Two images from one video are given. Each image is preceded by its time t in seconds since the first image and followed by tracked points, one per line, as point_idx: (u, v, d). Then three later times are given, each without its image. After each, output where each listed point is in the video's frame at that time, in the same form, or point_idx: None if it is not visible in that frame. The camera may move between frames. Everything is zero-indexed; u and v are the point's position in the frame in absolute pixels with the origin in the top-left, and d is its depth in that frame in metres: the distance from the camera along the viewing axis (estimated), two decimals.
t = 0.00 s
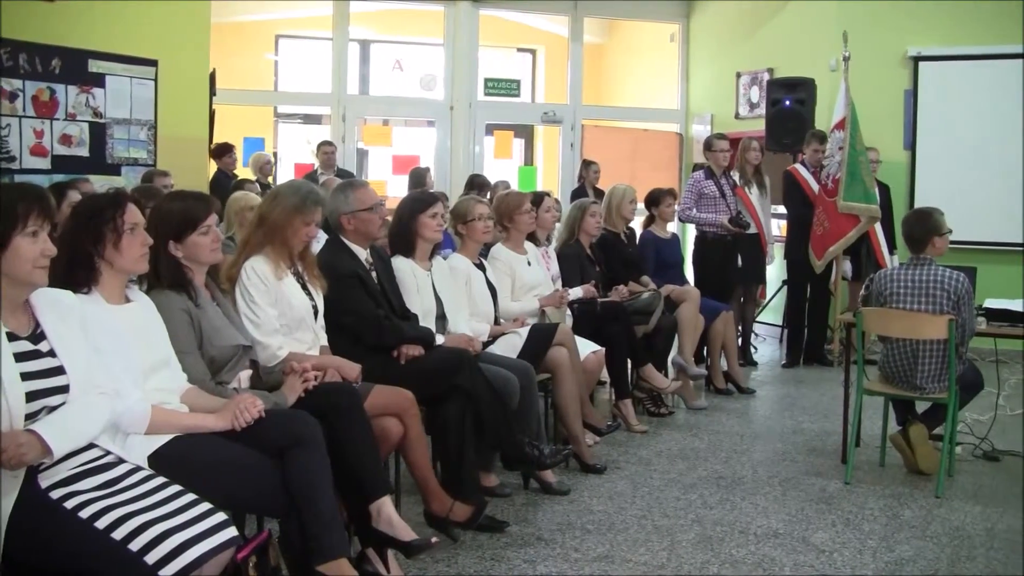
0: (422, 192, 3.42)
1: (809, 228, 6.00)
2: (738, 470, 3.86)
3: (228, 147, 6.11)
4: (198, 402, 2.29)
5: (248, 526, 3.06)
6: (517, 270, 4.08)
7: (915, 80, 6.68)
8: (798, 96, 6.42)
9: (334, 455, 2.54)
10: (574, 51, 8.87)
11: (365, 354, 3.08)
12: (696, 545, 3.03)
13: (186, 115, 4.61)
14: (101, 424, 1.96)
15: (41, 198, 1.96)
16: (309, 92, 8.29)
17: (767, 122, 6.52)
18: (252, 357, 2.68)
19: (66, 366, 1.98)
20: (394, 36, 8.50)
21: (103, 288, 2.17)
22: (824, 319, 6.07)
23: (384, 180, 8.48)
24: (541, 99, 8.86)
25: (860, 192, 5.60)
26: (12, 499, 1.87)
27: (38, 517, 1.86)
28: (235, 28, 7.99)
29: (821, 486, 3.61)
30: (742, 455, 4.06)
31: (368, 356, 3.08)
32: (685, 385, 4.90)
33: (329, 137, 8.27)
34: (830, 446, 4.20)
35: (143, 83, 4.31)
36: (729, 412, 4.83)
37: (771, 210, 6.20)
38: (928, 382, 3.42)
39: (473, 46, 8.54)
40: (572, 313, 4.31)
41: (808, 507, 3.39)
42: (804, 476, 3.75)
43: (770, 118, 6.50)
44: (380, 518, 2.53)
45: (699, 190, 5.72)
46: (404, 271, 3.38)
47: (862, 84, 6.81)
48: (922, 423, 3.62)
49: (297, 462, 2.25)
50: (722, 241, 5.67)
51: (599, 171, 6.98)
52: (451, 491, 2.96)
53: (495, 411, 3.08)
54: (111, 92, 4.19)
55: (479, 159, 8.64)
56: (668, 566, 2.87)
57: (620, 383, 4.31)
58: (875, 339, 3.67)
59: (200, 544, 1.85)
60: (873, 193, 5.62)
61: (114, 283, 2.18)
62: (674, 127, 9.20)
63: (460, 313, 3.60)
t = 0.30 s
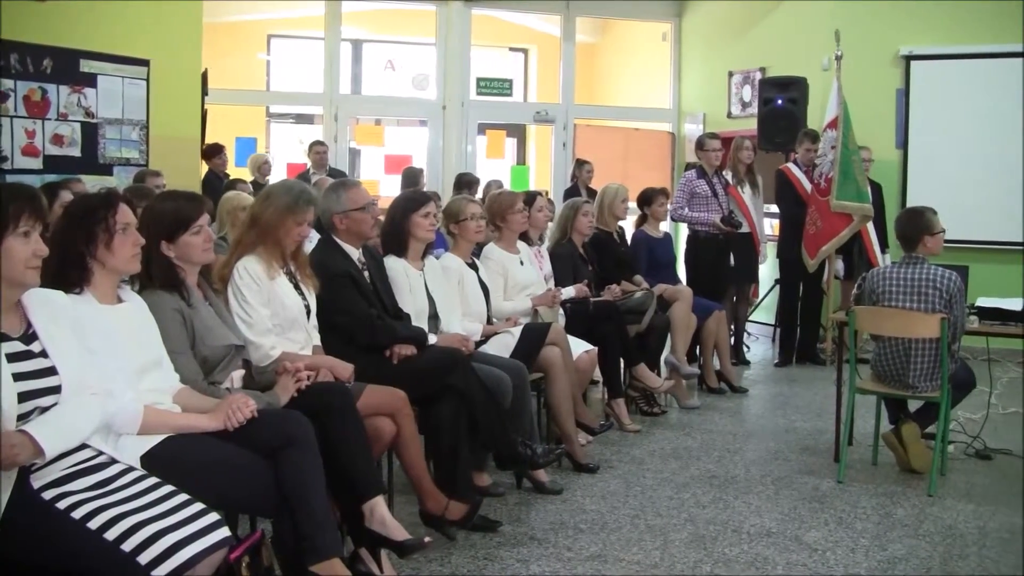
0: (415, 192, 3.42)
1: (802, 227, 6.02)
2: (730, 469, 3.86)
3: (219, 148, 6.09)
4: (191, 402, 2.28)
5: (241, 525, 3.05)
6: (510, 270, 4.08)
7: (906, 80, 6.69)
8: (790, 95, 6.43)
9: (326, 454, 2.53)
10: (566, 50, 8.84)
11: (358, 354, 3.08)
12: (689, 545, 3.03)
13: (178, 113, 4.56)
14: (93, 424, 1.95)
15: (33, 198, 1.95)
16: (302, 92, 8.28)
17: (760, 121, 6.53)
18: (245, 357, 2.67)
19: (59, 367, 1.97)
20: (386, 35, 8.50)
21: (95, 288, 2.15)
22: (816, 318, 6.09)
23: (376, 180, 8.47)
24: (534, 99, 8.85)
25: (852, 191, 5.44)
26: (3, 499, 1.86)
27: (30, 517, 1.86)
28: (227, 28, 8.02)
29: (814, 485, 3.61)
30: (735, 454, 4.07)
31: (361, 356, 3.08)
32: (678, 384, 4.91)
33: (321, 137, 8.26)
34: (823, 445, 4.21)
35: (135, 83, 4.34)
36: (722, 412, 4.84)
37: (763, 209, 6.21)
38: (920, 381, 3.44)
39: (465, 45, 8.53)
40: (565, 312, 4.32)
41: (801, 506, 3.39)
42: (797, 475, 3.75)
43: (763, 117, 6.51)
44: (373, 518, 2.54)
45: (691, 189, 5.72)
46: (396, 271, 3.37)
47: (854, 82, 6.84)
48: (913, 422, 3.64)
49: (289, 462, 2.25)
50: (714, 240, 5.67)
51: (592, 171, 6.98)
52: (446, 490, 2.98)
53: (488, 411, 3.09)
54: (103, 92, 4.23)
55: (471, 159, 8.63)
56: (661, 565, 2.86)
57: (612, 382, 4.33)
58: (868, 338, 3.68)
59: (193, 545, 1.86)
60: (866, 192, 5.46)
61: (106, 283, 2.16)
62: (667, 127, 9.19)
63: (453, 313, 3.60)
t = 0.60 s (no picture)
0: (404, 192, 3.41)
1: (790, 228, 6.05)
2: (719, 468, 3.87)
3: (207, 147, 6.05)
4: (179, 402, 2.27)
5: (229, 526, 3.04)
6: (498, 269, 4.08)
7: (894, 80, 6.67)
8: (779, 95, 6.46)
9: (315, 455, 2.52)
10: (555, 50, 8.84)
11: (346, 354, 3.06)
12: (677, 544, 3.04)
13: (169, 117, 4.67)
14: (78, 426, 1.94)
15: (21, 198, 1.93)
16: (290, 92, 8.27)
17: (749, 121, 6.55)
18: (233, 357, 2.66)
19: (46, 367, 1.96)
20: (375, 35, 8.48)
21: (82, 288, 2.13)
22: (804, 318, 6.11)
23: (365, 180, 8.44)
24: (523, 98, 8.84)
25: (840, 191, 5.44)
26: None
27: (18, 517, 1.85)
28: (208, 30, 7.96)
29: (802, 484, 3.62)
30: (724, 454, 4.07)
31: (350, 356, 3.07)
32: (666, 383, 4.92)
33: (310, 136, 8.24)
34: (811, 445, 4.22)
35: (124, 82, 4.39)
36: (710, 411, 4.85)
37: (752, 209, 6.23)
38: (908, 380, 3.45)
39: (455, 45, 8.52)
40: (554, 312, 4.32)
41: (788, 505, 3.40)
42: (785, 474, 3.76)
43: (752, 117, 6.53)
44: (361, 518, 2.53)
45: (679, 190, 5.73)
46: (385, 271, 3.36)
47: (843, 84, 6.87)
48: (901, 421, 3.65)
49: (278, 463, 2.23)
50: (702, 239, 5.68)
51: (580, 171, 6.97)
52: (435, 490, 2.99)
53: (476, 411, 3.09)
54: (91, 91, 4.25)
55: (459, 158, 8.62)
56: (649, 565, 2.86)
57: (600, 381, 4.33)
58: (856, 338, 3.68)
59: (181, 545, 1.85)
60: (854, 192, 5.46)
61: (94, 283, 2.15)
62: (656, 127, 9.20)
63: (441, 312, 3.60)
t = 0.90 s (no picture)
0: (393, 191, 3.41)
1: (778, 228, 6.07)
2: (707, 467, 3.88)
3: (196, 146, 6.01)
4: (166, 402, 2.25)
5: (217, 526, 3.03)
6: (487, 269, 4.07)
7: (882, 80, 6.69)
8: (766, 95, 6.49)
9: (303, 454, 2.51)
10: (544, 50, 8.84)
11: (334, 353, 3.05)
12: (666, 543, 3.04)
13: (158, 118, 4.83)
14: (65, 427, 1.93)
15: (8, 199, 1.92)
16: (279, 91, 8.25)
17: (737, 120, 6.56)
18: (221, 357, 2.65)
19: (32, 368, 1.94)
20: (363, 34, 8.46)
21: (69, 288, 2.12)
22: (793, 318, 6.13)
23: (353, 179, 8.41)
24: (511, 98, 8.82)
25: (828, 190, 5.33)
26: None
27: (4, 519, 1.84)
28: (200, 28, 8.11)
29: (791, 483, 3.64)
30: (712, 453, 4.08)
31: (338, 355, 3.05)
32: (654, 382, 4.93)
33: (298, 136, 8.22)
34: (799, 443, 4.24)
35: (111, 81, 4.42)
36: (698, 411, 4.86)
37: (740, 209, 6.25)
38: (896, 379, 3.46)
39: (443, 44, 8.51)
40: (542, 311, 4.32)
41: (777, 504, 3.41)
42: (773, 473, 3.78)
43: (740, 117, 6.55)
44: (349, 518, 2.52)
45: (668, 189, 5.74)
46: (373, 270, 3.35)
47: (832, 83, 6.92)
48: (889, 421, 3.66)
49: (266, 462, 2.23)
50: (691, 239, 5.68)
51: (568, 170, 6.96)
52: (422, 492, 2.97)
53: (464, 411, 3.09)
54: (78, 91, 4.28)
55: (448, 158, 8.60)
56: (638, 564, 2.87)
57: (589, 380, 4.34)
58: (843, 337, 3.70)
59: (170, 544, 1.85)
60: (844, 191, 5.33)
61: (81, 283, 2.13)
62: (644, 127, 9.20)
63: (429, 312, 3.59)
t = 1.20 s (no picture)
0: (375, 190, 3.40)
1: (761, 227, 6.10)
2: (690, 466, 3.89)
3: (180, 145, 5.97)
4: (149, 403, 2.24)
5: (200, 527, 3.01)
6: (470, 268, 4.06)
7: (864, 80, 6.75)
8: (749, 95, 6.52)
9: (285, 454, 2.50)
10: (527, 50, 8.83)
11: (316, 353, 3.03)
12: (649, 542, 3.05)
13: (139, 117, 4.82)
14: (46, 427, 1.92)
15: None
16: (262, 90, 8.22)
17: (721, 119, 6.58)
18: (203, 357, 2.63)
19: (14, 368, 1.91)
20: (346, 33, 8.44)
21: (50, 288, 2.09)
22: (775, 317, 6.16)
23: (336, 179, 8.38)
24: (494, 97, 8.81)
25: (811, 190, 5.32)
26: None
27: None
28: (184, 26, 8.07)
29: (773, 482, 3.65)
30: (695, 452, 4.10)
31: (321, 355, 3.04)
32: (638, 382, 4.94)
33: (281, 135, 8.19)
34: (781, 442, 4.26)
35: (91, 80, 4.40)
36: (681, 410, 4.87)
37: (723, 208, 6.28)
38: (878, 377, 3.49)
39: (426, 44, 8.49)
40: (525, 309, 4.32)
41: (760, 502, 3.43)
42: (756, 471, 3.79)
43: (723, 116, 6.57)
44: (332, 518, 2.51)
45: (651, 189, 5.75)
46: (356, 270, 3.33)
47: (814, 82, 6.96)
48: (870, 418, 3.70)
49: (247, 463, 2.21)
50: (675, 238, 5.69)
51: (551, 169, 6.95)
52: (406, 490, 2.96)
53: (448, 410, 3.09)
54: (58, 89, 4.27)
55: (431, 157, 8.58)
56: (622, 563, 2.87)
57: (573, 380, 4.35)
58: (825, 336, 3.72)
59: (149, 547, 1.82)
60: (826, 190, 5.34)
61: (62, 283, 2.11)
62: (627, 127, 9.20)
63: (412, 312, 3.58)
